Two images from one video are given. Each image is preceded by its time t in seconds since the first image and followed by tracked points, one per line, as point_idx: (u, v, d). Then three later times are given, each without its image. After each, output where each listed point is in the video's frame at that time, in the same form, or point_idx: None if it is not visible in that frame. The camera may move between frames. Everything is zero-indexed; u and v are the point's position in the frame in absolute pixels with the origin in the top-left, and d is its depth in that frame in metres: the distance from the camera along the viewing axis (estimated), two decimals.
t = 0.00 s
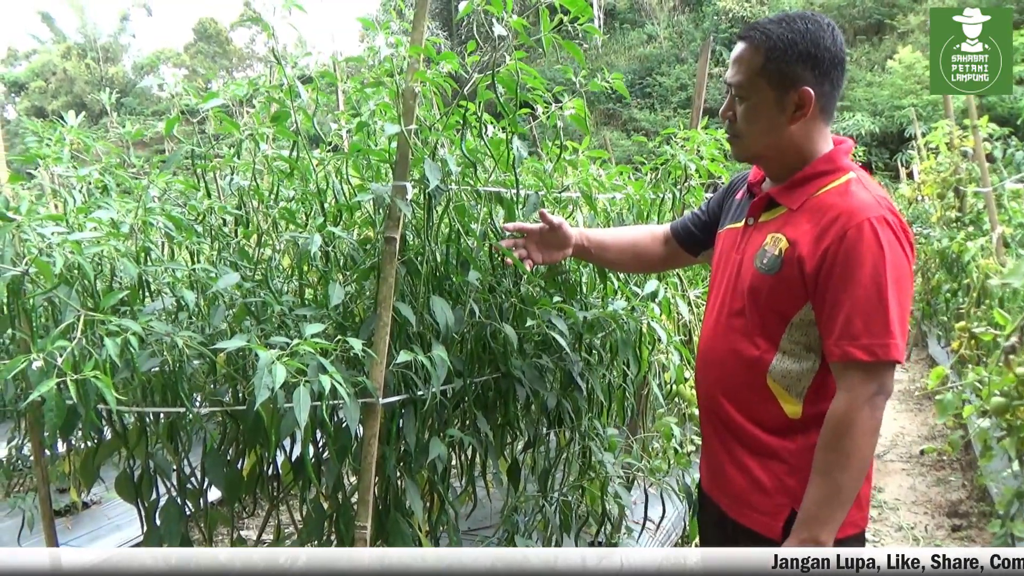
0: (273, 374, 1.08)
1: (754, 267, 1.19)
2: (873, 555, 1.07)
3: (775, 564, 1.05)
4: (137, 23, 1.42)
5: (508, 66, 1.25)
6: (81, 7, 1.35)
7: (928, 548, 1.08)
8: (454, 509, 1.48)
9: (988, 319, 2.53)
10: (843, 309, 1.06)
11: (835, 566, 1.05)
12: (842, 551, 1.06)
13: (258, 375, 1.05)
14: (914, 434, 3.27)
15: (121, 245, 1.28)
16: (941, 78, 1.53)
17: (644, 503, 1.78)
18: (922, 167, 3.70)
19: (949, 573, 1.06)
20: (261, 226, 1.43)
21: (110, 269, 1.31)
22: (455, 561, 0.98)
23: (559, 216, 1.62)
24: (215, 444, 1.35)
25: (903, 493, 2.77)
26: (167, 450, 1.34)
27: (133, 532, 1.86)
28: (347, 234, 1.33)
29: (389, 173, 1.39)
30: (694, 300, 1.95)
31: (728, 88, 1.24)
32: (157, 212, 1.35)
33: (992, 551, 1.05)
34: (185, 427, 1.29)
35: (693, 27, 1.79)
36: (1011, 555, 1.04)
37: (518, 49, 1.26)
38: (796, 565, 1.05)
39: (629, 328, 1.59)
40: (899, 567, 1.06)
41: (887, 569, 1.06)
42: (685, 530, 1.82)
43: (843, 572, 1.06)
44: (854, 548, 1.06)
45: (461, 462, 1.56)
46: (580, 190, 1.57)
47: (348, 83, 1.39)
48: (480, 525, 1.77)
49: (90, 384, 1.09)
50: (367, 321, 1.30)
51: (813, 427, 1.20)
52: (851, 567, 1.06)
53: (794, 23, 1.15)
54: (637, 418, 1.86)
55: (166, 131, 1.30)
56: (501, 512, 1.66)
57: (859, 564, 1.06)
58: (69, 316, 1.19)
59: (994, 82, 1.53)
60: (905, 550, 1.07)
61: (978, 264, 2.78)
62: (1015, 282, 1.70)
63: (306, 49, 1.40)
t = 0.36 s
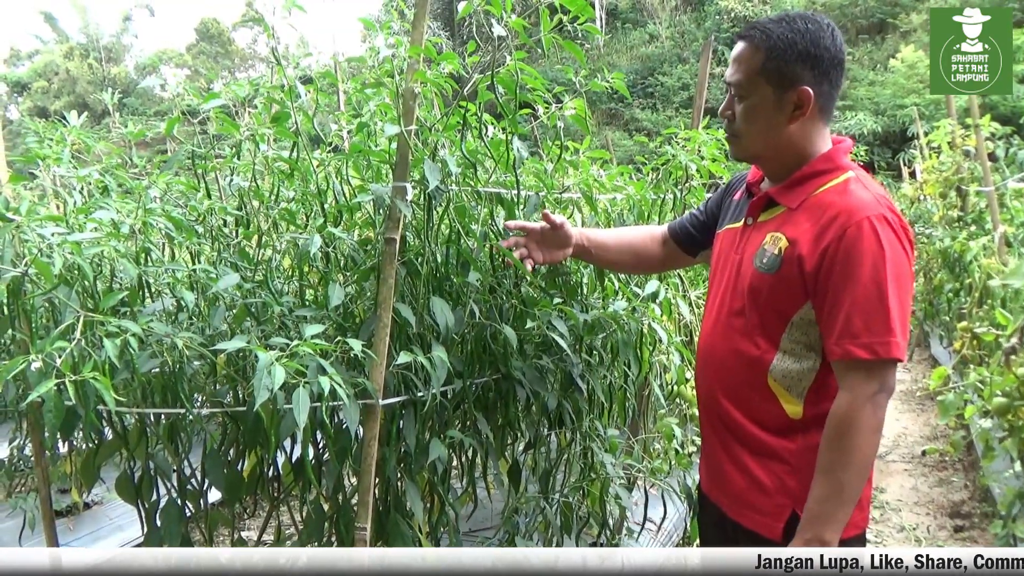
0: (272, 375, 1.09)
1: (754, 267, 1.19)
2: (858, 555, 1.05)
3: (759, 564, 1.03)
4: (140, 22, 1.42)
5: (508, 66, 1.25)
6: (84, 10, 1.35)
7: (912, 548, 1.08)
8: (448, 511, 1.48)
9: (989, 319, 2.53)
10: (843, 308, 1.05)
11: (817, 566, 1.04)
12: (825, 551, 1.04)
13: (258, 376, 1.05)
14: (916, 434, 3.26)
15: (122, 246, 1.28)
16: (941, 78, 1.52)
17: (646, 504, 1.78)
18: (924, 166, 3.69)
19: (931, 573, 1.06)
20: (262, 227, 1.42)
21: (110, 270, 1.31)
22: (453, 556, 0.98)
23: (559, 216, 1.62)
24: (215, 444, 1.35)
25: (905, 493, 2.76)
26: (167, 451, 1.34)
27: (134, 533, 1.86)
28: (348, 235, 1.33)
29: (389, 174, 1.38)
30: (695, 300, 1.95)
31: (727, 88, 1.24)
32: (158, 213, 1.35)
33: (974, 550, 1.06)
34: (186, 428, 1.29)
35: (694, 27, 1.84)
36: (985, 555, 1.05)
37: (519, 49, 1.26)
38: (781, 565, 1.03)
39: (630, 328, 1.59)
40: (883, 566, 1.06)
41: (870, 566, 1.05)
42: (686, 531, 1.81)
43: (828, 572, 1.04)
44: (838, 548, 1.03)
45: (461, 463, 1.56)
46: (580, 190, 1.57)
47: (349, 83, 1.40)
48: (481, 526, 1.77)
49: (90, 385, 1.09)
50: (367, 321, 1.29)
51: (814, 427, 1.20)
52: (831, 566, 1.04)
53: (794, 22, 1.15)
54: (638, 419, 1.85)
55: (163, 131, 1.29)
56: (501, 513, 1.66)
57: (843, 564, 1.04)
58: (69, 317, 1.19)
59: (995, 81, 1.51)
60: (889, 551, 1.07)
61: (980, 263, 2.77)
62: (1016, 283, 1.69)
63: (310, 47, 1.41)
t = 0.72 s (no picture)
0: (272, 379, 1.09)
1: (755, 268, 1.18)
2: (841, 555, 0.98)
3: (741, 563, 0.97)
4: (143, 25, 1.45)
5: (508, 69, 1.25)
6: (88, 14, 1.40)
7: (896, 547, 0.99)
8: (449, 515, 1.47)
9: (993, 321, 2.52)
10: (845, 309, 1.05)
11: (801, 567, 0.98)
12: (808, 550, 0.99)
13: (258, 380, 1.05)
14: (919, 436, 3.25)
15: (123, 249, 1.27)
16: (941, 78, 1.52)
17: (648, 507, 1.77)
18: (926, 168, 3.68)
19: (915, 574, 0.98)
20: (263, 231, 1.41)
21: (111, 274, 1.31)
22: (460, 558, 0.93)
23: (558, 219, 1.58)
24: (216, 449, 1.35)
25: (908, 496, 2.75)
26: (168, 455, 1.34)
27: (136, 537, 1.85)
28: (349, 238, 1.33)
29: (390, 177, 1.38)
30: (697, 303, 1.94)
31: (726, 89, 1.24)
32: (158, 217, 1.34)
33: (958, 550, 0.97)
34: (186, 432, 1.29)
35: (696, 29, 1.83)
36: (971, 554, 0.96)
37: (519, 52, 1.26)
38: (764, 564, 0.97)
39: (631, 331, 1.59)
40: (865, 567, 0.98)
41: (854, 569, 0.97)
42: (689, 535, 1.81)
43: (810, 573, 0.98)
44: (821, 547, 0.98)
45: (463, 466, 1.55)
46: (582, 193, 1.56)
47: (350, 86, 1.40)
48: (483, 529, 1.76)
49: (89, 390, 1.08)
50: (367, 325, 1.29)
51: (817, 430, 1.20)
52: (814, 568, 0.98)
53: (794, 23, 1.15)
54: (641, 422, 1.85)
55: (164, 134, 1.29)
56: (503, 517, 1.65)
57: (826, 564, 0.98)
58: (69, 322, 1.19)
59: (995, 81, 1.51)
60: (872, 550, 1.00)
61: (983, 265, 2.76)
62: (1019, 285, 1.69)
63: (309, 52, 1.40)
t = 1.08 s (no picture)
0: (276, 383, 1.09)
1: (761, 270, 1.18)
2: (824, 555, 0.94)
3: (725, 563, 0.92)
4: (147, 30, 1.43)
5: (511, 70, 1.26)
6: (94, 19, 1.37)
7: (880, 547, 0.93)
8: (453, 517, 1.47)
9: (999, 322, 2.51)
10: (854, 309, 1.04)
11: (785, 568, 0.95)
12: (791, 550, 0.95)
13: (262, 384, 1.06)
14: (925, 438, 3.24)
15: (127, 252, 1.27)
16: (941, 78, 1.50)
17: (653, 509, 1.76)
18: (931, 168, 3.67)
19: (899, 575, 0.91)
20: (266, 233, 1.41)
21: (115, 278, 1.31)
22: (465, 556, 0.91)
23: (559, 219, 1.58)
24: (221, 452, 1.35)
25: (914, 498, 2.74)
26: (172, 458, 1.34)
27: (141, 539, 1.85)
28: (352, 241, 1.33)
29: (392, 180, 1.38)
30: (702, 305, 1.94)
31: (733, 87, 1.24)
32: (163, 220, 1.34)
33: (943, 550, 0.90)
34: (191, 436, 1.29)
35: (699, 31, 1.76)
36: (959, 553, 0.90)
37: (523, 55, 1.26)
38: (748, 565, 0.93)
39: (636, 333, 1.58)
40: (848, 568, 0.93)
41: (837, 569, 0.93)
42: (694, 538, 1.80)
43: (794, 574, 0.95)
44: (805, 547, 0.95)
45: (467, 469, 1.55)
46: (585, 194, 1.56)
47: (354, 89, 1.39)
48: (488, 532, 1.76)
49: (94, 393, 1.08)
50: (371, 328, 1.29)
51: (824, 431, 1.19)
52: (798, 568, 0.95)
53: (802, 23, 1.15)
54: (645, 425, 1.84)
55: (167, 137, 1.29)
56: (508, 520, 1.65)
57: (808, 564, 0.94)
58: (73, 325, 1.19)
59: (994, 82, 1.50)
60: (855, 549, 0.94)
61: (989, 266, 2.74)
62: None
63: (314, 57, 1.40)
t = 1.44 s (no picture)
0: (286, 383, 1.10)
1: (769, 268, 1.18)
2: (807, 555, 0.95)
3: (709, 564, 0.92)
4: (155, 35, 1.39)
5: (520, 72, 1.25)
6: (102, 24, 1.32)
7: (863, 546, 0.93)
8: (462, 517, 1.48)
9: (1009, 322, 2.49)
10: (862, 306, 1.04)
11: (768, 567, 0.95)
12: (775, 550, 0.96)
13: (272, 384, 1.06)
14: (934, 439, 3.22)
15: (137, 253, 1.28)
16: (941, 78, 1.48)
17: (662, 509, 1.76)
18: (938, 168, 3.65)
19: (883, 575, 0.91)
20: (275, 235, 1.41)
21: (125, 279, 1.32)
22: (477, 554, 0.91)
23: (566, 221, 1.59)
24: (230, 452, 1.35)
25: (924, 499, 2.73)
26: (182, 458, 1.35)
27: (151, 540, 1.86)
28: (360, 241, 1.33)
29: (400, 180, 1.39)
30: (710, 305, 1.93)
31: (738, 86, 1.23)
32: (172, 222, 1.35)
33: (925, 550, 0.92)
34: (201, 436, 1.29)
35: (706, 32, 1.72)
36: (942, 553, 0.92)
37: (531, 56, 1.27)
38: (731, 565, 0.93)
39: (644, 333, 1.58)
40: (833, 568, 0.93)
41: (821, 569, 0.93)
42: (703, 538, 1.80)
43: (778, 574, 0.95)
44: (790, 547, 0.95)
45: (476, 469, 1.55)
46: (591, 194, 1.55)
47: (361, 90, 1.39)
48: (497, 532, 1.76)
49: (107, 392, 1.09)
50: (380, 328, 1.29)
51: (833, 430, 1.19)
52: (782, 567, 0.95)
53: (806, 21, 1.15)
54: (653, 425, 1.84)
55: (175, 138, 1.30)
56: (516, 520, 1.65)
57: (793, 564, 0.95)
58: (84, 326, 1.20)
59: (994, 81, 1.48)
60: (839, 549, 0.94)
61: (998, 266, 2.73)
62: None
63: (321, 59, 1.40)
